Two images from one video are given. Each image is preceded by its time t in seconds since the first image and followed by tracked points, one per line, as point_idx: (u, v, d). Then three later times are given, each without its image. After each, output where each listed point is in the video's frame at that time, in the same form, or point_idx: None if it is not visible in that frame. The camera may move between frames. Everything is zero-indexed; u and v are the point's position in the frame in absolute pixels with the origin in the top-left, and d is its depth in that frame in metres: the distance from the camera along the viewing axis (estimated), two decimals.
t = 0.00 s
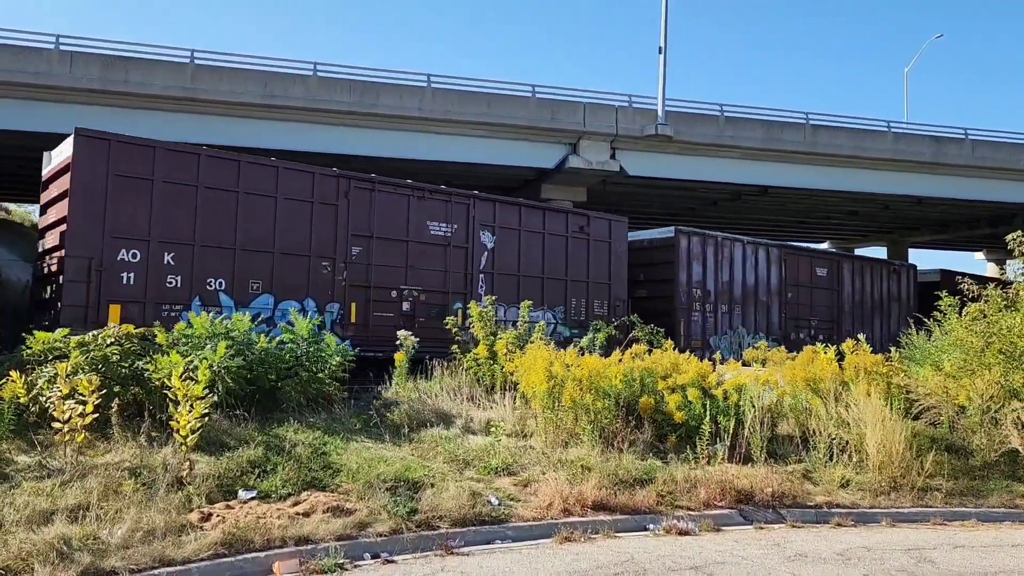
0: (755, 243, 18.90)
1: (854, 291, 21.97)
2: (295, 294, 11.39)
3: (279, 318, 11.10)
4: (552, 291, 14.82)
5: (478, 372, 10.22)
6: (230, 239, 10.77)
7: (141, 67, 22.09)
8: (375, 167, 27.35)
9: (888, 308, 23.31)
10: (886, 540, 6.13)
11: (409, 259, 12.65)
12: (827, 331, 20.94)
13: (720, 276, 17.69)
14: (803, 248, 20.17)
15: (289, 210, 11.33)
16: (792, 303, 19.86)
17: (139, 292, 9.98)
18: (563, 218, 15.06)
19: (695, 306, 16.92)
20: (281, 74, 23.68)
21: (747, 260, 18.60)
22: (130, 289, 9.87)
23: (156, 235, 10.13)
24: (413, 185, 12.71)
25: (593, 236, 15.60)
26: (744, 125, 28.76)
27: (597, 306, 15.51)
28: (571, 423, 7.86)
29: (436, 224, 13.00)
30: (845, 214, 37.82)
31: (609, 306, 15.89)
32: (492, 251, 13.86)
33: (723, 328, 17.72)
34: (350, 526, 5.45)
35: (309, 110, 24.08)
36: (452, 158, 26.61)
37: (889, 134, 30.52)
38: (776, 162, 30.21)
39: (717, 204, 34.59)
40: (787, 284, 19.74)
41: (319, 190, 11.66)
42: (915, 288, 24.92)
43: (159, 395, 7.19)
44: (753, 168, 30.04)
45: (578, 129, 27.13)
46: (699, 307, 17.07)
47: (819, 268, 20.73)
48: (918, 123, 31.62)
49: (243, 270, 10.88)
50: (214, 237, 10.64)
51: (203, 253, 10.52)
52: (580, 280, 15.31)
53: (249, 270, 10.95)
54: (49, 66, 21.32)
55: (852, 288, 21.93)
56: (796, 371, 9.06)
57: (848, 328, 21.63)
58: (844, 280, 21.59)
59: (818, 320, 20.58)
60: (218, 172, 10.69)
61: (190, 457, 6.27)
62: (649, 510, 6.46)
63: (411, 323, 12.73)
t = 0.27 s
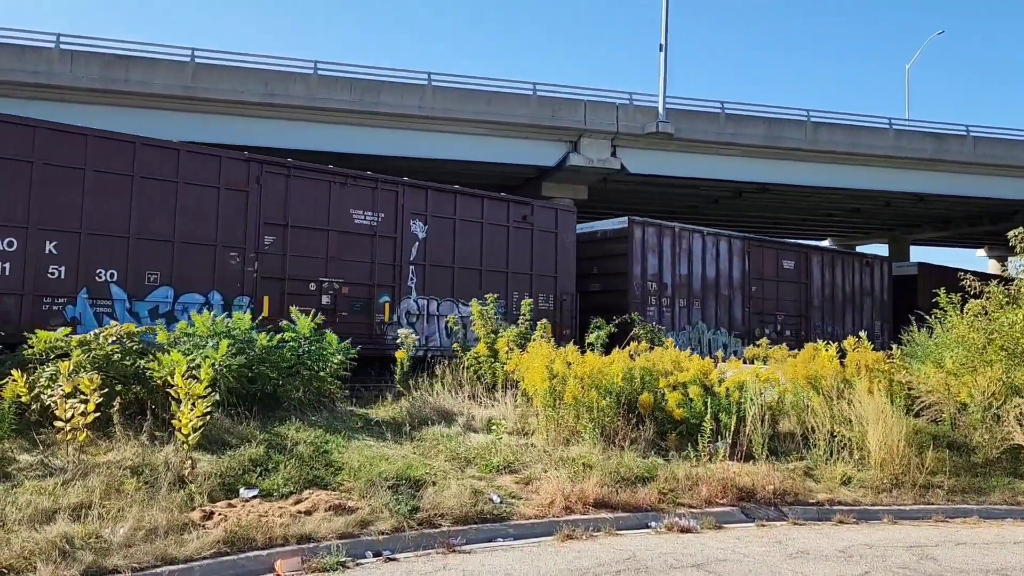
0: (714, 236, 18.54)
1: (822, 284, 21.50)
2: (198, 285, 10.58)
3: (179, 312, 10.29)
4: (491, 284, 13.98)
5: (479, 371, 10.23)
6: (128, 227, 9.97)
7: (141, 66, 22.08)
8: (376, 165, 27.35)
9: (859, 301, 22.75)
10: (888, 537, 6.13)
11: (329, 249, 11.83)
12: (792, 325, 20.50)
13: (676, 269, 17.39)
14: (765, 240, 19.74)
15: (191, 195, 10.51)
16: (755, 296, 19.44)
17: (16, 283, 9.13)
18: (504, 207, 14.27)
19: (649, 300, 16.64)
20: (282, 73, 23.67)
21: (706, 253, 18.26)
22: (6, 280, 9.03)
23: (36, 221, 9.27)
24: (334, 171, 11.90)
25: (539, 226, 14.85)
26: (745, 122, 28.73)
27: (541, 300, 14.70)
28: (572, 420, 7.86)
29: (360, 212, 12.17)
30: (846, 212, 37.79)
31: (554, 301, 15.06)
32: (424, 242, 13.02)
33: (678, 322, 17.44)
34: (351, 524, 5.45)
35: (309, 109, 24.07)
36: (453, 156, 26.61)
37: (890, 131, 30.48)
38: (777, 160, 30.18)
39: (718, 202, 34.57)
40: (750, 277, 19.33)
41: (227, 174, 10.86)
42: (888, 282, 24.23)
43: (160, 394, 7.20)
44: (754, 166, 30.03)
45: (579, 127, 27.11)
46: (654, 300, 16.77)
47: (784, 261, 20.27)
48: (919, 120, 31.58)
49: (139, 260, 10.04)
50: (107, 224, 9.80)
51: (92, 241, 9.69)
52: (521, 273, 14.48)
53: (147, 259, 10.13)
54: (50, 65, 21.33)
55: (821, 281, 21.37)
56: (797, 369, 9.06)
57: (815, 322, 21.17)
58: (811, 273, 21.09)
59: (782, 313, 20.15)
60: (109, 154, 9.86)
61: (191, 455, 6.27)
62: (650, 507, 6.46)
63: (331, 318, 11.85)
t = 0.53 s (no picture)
0: (674, 226, 17.20)
1: (790, 277, 20.09)
2: (86, 278, 9.51)
3: (59, 307, 9.22)
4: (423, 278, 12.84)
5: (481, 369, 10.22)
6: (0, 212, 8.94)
7: (142, 65, 22.07)
8: (377, 164, 27.36)
9: (830, 295, 21.42)
10: (891, 534, 6.12)
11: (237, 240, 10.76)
12: (758, 321, 19.10)
13: (630, 262, 16.09)
14: (729, 231, 18.37)
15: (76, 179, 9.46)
16: (717, 291, 18.09)
17: None
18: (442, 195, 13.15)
19: (599, 295, 15.34)
20: (282, 71, 23.65)
21: (664, 244, 16.92)
22: None
23: None
24: (244, 155, 10.83)
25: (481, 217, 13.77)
26: (746, 120, 28.71)
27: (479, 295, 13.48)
28: (574, 419, 7.86)
29: (274, 200, 11.12)
30: (847, 209, 37.77)
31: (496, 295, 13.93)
32: (347, 232, 11.90)
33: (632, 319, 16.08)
34: (353, 522, 5.45)
35: (310, 108, 24.07)
36: (453, 154, 26.62)
37: (891, 128, 30.45)
38: (777, 157, 30.16)
39: (719, 200, 34.55)
40: (713, 270, 18.00)
41: (120, 157, 9.82)
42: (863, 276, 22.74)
43: (163, 393, 7.22)
44: (754, 164, 30.01)
45: (580, 125, 27.10)
46: (604, 295, 15.47)
47: (750, 253, 18.88)
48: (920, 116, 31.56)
49: (13, 249, 8.99)
50: None
51: None
52: (458, 266, 13.33)
53: (26, 249, 9.09)
54: (51, 64, 21.31)
55: (789, 274, 20.04)
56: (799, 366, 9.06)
57: (784, 318, 19.78)
58: (778, 267, 19.71)
59: (746, 309, 18.77)
60: None
61: (193, 454, 6.27)
62: (652, 505, 6.47)
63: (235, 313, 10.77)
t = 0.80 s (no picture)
0: (626, 218, 16.53)
1: (750, 270, 19.61)
2: None
3: None
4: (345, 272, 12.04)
5: (483, 368, 10.22)
6: None
7: (142, 65, 22.07)
8: (378, 163, 27.36)
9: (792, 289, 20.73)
10: (892, 532, 6.12)
11: (128, 228, 9.90)
12: (717, 316, 18.63)
13: (579, 254, 15.34)
14: (685, 223, 17.73)
15: None
16: (675, 285, 17.53)
17: None
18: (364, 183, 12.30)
19: (545, 288, 14.57)
20: (282, 70, 23.62)
21: (617, 237, 16.22)
22: None
23: None
24: (139, 137, 9.97)
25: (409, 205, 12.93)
26: (747, 117, 28.67)
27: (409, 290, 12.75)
28: (574, 416, 7.88)
29: (173, 186, 10.29)
30: (849, 206, 37.72)
31: (428, 290, 13.15)
32: (258, 222, 11.11)
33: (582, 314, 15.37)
34: (354, 521, 5.46)
35: (311, 107, 24.07)
36: (454, 153, 26.61)
37: (892, 125, 30.40)
38: (778, 155, 30.14)
39: (720, 197, 34.51)
40: (669, 263, 17.40)
41: None
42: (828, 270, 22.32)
43: (164, 392, 7.24)
44: (755, 162, 29.98)
45: (581, 123, 27.07)
46: (551, 289, 14.73)
47: (707, 246, 18.36)
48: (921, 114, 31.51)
49: None
50: None
51: None
52: (385, 258, 12.55)
53: None
54: (51, 64, 21.29)
55: (750, 267, 19.61)
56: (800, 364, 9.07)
57: (745, 312, 19.34)
58: (737, 260, 19.20)
59: (705, 303, 18.28)
60: None
61: (195, 453, 6.28)
62: (653, 503, 6.48)
63: (129, 309, 9.90)
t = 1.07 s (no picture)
0: (574, 207, 15.11)
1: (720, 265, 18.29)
2: None
3: None
4: (257, 264, 10.83)
5: (483, 367, 10.19)
6: None
7: (142, 64, 22.06)
8: (378, 162, 27.36)
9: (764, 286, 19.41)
10: (892, 529, 6.13)
11: None
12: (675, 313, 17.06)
13: (520, 246, 14.01)
14: (640, 213, 16.31)
15: None
16: (627, 280, 16.06)
17: None
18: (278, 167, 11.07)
19: (480, 283, 13.22)
20: (283, 69, 23.61)
21: (563, 228, 14.85)
22: None
23: None
24: (9, 115, 8.73)
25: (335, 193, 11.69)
26: (747, 115, 28.63)
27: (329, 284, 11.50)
28: (576, 415, 7.85)
29: (54, 169, 9.09)
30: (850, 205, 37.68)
31: (352, 283, 11.90)
32: (157, 210, 9.94)
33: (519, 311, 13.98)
34: (356, 520, 5.47)
35: (311, 106, 24.05)
36: (454, 152, 26.60)
37: (893, 123, 30.36)
38: (779, 153, 30.11)
39: (721, 195, 34.49)
40: (621, 256, 15.93)
41: None
42: (798, 264, 20.45)
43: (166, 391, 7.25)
44: (756, 160, 29.97)
45: (581, 122, 27.04)
46: (488, 284, 13.37)
47: (664, 238, 16.80)
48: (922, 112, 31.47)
49: None
50: None
51: None
52: (304, 250, 11.31)
53: None
54: (51, 63, 21.28)
55: (711, 262, 17.98)
56: (801, 362, 9.09)
57: (707, 310, 17.69)
58: (699, 253, 17.63)
59: (661, 300, 16.74)
60: None
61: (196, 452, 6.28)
62: (655, 502, 6.48)
63: (1, 305, 8.68)
